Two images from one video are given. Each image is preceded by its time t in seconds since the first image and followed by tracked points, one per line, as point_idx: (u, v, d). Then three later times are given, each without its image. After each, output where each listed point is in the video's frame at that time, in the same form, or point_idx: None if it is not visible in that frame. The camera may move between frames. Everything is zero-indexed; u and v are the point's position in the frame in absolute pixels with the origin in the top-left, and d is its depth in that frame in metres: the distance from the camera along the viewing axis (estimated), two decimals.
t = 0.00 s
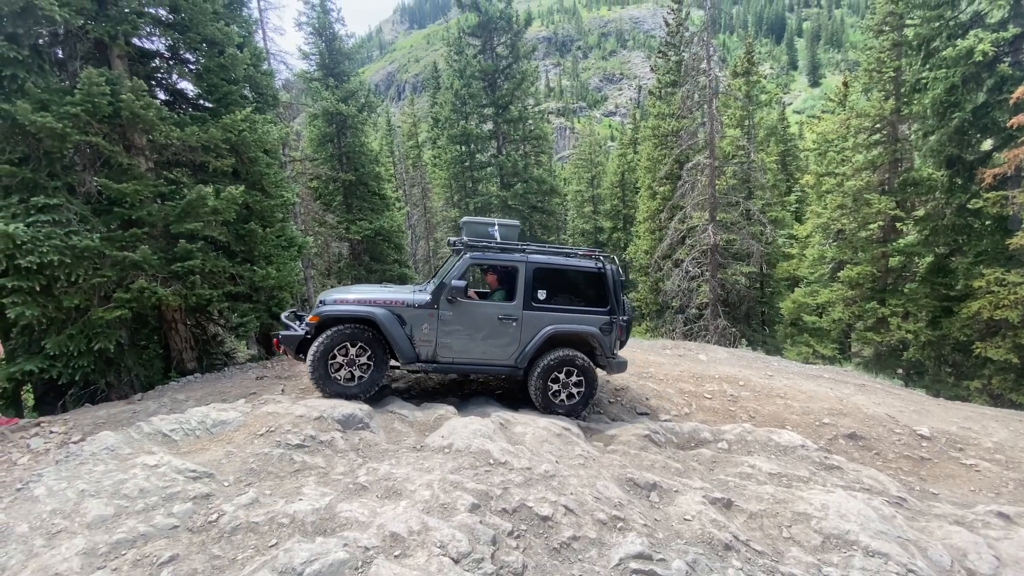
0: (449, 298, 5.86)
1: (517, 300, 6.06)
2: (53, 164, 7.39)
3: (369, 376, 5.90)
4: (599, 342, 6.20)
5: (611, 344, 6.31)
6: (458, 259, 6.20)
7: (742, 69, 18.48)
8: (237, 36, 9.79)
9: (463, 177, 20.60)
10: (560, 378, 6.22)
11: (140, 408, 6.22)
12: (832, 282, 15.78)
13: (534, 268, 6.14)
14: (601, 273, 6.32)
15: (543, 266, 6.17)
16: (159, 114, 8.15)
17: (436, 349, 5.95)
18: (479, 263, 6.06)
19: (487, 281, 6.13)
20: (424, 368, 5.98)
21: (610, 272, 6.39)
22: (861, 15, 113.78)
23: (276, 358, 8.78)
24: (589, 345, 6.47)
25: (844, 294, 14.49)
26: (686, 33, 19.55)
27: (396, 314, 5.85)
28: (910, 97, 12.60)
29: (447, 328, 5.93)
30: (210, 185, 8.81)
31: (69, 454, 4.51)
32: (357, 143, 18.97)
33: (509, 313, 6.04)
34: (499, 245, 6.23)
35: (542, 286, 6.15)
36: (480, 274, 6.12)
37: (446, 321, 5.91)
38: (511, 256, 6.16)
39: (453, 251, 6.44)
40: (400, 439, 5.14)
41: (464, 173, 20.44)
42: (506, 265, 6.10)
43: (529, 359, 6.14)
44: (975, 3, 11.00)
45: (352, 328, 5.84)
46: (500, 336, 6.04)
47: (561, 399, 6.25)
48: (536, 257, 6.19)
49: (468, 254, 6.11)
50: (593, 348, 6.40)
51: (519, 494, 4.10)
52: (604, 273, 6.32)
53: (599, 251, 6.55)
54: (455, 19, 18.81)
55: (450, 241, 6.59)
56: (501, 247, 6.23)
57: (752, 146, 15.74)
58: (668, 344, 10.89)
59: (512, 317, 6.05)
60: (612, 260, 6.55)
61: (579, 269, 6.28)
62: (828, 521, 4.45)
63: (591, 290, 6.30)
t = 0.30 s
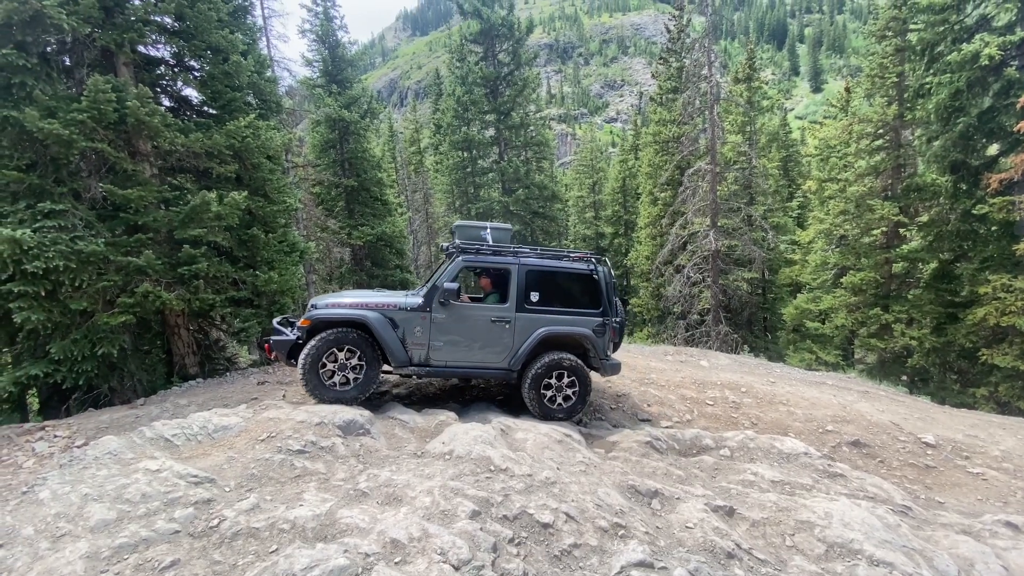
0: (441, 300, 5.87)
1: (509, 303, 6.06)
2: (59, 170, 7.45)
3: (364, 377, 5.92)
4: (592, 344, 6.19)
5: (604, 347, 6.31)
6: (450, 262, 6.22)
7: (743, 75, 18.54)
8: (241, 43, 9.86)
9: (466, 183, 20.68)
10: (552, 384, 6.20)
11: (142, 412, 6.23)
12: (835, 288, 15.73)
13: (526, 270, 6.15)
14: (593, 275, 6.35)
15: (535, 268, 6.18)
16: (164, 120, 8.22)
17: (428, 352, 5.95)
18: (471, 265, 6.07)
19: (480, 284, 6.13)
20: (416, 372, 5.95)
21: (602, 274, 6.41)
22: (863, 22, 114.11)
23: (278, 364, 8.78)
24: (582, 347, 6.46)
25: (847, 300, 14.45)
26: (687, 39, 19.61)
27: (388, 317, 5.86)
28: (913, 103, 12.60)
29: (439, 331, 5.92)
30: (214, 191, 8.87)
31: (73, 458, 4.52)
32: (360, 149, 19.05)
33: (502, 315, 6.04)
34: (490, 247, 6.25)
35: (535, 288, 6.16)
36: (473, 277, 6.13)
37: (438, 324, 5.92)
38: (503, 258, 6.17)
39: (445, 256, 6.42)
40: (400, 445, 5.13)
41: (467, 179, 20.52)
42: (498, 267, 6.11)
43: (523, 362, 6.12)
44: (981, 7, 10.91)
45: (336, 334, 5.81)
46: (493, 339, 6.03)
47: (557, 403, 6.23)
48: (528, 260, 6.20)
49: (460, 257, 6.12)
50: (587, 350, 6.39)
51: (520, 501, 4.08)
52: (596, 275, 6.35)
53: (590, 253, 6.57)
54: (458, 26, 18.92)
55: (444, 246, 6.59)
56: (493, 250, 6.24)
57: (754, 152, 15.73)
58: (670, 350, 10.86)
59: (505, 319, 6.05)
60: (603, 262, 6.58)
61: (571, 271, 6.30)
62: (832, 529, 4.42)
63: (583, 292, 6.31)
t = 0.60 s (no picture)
0: (436, 304, 5.89)
1: (505, 307, 6.06)
2: (65, 174, 7.50)
3: (362, 376, 5.92)
4: (588, 348, 6.18)
5: (601, 351, 6.29)
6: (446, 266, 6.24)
7: (746, 81, 18.56)
8: (246, 49, 9.94)
9: (469, 188, 20.73)
10: (547, 391, 6.17)
11: (145, 415, 6.25)
12: (838, 294, 15.66)
13: (522, 274, 6.16)
14: (589, 279, 6.34)
15: (531, 272, 6.19)
16: (170, 126, 8.28)
17: (423, 356, 5.94)
18: (466, 269, 6.08)
19: (475, 288, 6.14)
20: (411, 376, 5.95)
21: (598, 278, 6.41)
22: (866, 28, 114.27)
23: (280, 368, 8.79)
24: (578, 351, 6.44)
25: (851, 306, 14.40)
26: (690, 45, 19.67)
27: (383, 321, 5.87)
28: (917, 109, 12.59)
29: (434, 335, 5.92)
30: (218, 196, 8.91)
31: (75, 461, 4.53)
32: (363, 154, 19.14)
33: (497, 319, 6.03)
34: (486, 251, 6.26)
35: (530, 292, 6.16)
36: (468, 281, 6.14)
37: (433, 328, 5.91)
38: (499, 262, 6.18)
39: (442, 260, 6.46)
40: (401, 450, 5.13)
41: (469, 184, 20.57)
42: (494, 271, 6.12)
43: (518, 366, 6.11)
44: (983, 13, 10.85)
45: (324, 340, 5.79)
46: (488, 343, 6.02)
47: (555, 407, 6.22)
48: (524, 264, 6.21)
49: (456, 260, 6.14)
50: (583, 354, 6.37)
51: (521, 506, 4.06)
52: (592, 279, 6.34)
53: (587, 257, 6.57)
54: (461, 32, 19.04)
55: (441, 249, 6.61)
56: (489, 253, 6.25)
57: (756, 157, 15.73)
58: (673, 355, 10.83)
59: (501, 323, 6.04)
60: (600, 266, 6.57)
61: (567, 275, 6.29)
62: (835, 537, 4.39)
63: (579, 296, 6.30)
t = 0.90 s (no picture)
0: (435, 306, 5.90)
1: (504, 308, 6.06)
2: (75, 176, 7.57)
3: (360, 372, 5.92)
4: (588, 351, 6.15)
5: (600, 354, 6.26)
6: (445, 267, 6.26)
7: (752, 85, 18.53)
8: (255, 53, 10.02)
9: (474, 191, 20.79)
10: (544, 396, 6.16)
11: (151, 416, 6.29)
12: (845, 299, 15.54)
13: (521, 276, 6.16)
14: (588, 281, 6.33)
15: (530, 274, 6.19)
16: (178, 129, 8.36)
17: (421, 358, 5.94)
18: (465, 271, 6.10)
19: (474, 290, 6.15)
20: (410, 378, 5.95)
21: (597, 280, 6.40)
22: (873, 31, 113.92)
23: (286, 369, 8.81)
24: (578, 354, 6.41)
25: (858, 311, 14.31)
26: (696, 49, 19.67)
27: (381, 322, 5.88)
28: (925, 113, 12.54)
29: (432, 336, 5.93)
30: (225, 198, 8.97)
31: (82, 461, 4.56)
32: (369, 157, 19.24)
33: (496, 321, 6.03)
34: (485, 253, 6.26)
35: (529, 294, 6.15)
36: (467, 283, 6.16)
37: (432, 329, 5.92)
38: (498, 264, 6.19)
39: (441, 262, 6.47)
40: (406, 452, 5.13)
41: (474, 187, 20.62)
42: (493, 273, 6.13)
43: (517, 369, 6.09)
44: (993, 17, 10.80)
45: (314, 345, 5.79)
46: (486, 345, 6.02)
47: (556, 408, 6.22)
48: (523, 266, 6.21)
49: (455, 262, 6.15)
50: (582, 357, 6.34)
51: (525, 510, 4.05)
52: (591, 282, 6.32)
53: (586, 260, 6.56)
54: (467, 36, 19.13)
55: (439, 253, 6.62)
56: (488, 255, 6.26)
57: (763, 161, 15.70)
58: (678, 360, 10.77)
59: (499, 325, 6.03)
60: (599, 269, 6.56)
61: (566, 277, 6.28)
62: (842, 544, 4.35)
63: (579, 299, 6.29)
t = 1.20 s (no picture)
0: (428, 306, 5.89)
1: (497, 308, 6.07)
2: (89, 177, 7.67)
3: (351, 362, 5.91)
4: (582, 350, 6.13)
5: (594, 353, 6.24)
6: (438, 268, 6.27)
7: (761, 87, 18.43)
8: (265, 56, 10.12)
9: (481, 193, 20.83)
10: (539, 401, 6.12)
11: (161, 414, 6.34)
12: (855, 303, 15.38)
13: (514, 275, 6.18)
14: (582, 280, 6.35)
15: (523, 274, 6.20)
16: (190, 130, 8.46)
17: (414, 359, 5.93)
18: (458, 271, 6.10)
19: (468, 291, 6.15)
20: (403, 379, 5.94)
21: (591, 280, 6.41)
22: (884, 32, 112.93)
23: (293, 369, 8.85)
24: (572, 354, 6.40)
25: (868, 315, 14.17)
26: (705, 51, 19.60)
27: (374, 323, 5.89)
28: (937, 114, 12.41)
29: (424, 337, 5.92)
30: (234, 199, 9.06)
31: (93, 457, 4.61)
32: (377, 159, 19.34)
33: (489, 320, 6.02)
34: (478, 253, 6.28)
35: (523, 294, 6.16)
36: (461, 283, 6.16)
37: (425, 330, 5.91)
38: (491, 264, 6.21)
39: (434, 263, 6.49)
40: (411, 452, 5.14)
41: (481, 189, 20.67)
42: (486, 273, 6.14)
43: (511, 368, 6.08)
44: (1009, 17, 10.66)
45: (293, 356, 5.74)
46: (480, 345, 6.01)
47: (555, 403, 6.17)
48: (515, 265, 6.23)
49: (448, 262, 6.17)
50: (577, 357, 6.31)
51: (530, 512, 4.04)
52: (585, 281, 6.34)
53: (579, 259, 6.58)
54: (476, 38, 19.20)
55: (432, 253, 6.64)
56: (481, 256, 6.29)
57: (772, 163, 15.60)
58: (685, 363, 10.71)
59: (493, 325, 6.03)
60: (593, 268, 6.58)
61: (560, 277, 6.30)
62: (851, 551, 4.30)
63: (572, 298, 6.29)
